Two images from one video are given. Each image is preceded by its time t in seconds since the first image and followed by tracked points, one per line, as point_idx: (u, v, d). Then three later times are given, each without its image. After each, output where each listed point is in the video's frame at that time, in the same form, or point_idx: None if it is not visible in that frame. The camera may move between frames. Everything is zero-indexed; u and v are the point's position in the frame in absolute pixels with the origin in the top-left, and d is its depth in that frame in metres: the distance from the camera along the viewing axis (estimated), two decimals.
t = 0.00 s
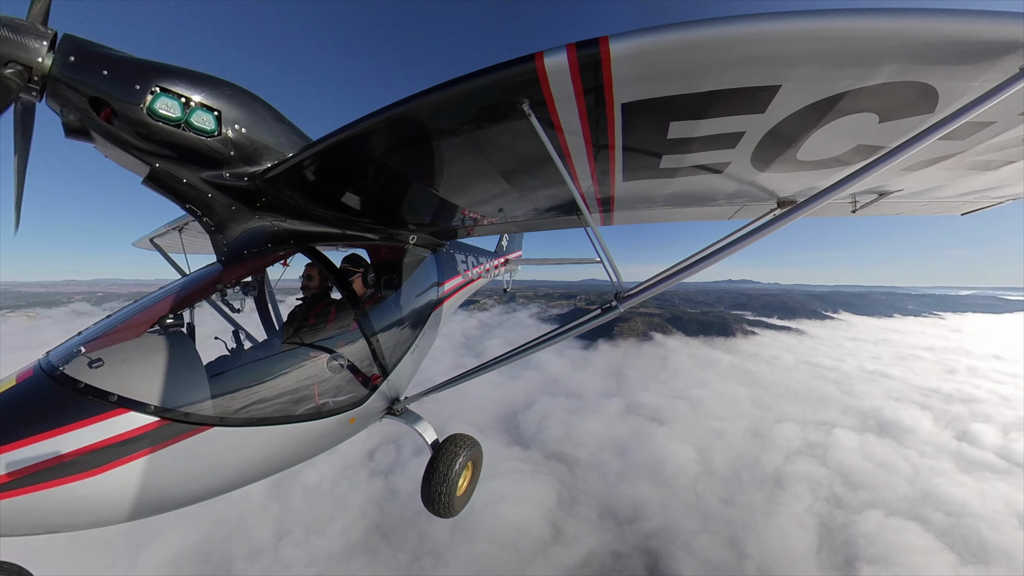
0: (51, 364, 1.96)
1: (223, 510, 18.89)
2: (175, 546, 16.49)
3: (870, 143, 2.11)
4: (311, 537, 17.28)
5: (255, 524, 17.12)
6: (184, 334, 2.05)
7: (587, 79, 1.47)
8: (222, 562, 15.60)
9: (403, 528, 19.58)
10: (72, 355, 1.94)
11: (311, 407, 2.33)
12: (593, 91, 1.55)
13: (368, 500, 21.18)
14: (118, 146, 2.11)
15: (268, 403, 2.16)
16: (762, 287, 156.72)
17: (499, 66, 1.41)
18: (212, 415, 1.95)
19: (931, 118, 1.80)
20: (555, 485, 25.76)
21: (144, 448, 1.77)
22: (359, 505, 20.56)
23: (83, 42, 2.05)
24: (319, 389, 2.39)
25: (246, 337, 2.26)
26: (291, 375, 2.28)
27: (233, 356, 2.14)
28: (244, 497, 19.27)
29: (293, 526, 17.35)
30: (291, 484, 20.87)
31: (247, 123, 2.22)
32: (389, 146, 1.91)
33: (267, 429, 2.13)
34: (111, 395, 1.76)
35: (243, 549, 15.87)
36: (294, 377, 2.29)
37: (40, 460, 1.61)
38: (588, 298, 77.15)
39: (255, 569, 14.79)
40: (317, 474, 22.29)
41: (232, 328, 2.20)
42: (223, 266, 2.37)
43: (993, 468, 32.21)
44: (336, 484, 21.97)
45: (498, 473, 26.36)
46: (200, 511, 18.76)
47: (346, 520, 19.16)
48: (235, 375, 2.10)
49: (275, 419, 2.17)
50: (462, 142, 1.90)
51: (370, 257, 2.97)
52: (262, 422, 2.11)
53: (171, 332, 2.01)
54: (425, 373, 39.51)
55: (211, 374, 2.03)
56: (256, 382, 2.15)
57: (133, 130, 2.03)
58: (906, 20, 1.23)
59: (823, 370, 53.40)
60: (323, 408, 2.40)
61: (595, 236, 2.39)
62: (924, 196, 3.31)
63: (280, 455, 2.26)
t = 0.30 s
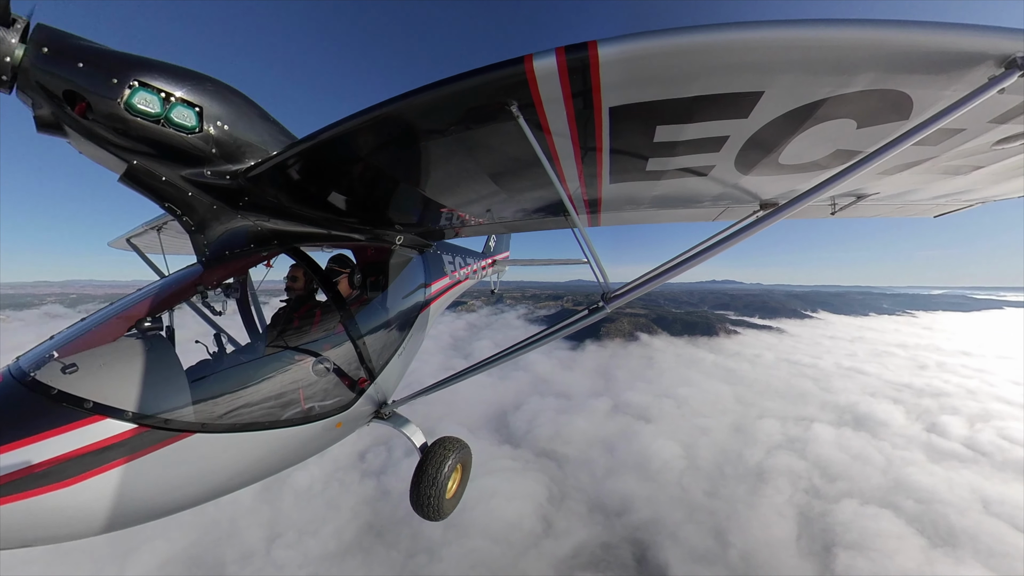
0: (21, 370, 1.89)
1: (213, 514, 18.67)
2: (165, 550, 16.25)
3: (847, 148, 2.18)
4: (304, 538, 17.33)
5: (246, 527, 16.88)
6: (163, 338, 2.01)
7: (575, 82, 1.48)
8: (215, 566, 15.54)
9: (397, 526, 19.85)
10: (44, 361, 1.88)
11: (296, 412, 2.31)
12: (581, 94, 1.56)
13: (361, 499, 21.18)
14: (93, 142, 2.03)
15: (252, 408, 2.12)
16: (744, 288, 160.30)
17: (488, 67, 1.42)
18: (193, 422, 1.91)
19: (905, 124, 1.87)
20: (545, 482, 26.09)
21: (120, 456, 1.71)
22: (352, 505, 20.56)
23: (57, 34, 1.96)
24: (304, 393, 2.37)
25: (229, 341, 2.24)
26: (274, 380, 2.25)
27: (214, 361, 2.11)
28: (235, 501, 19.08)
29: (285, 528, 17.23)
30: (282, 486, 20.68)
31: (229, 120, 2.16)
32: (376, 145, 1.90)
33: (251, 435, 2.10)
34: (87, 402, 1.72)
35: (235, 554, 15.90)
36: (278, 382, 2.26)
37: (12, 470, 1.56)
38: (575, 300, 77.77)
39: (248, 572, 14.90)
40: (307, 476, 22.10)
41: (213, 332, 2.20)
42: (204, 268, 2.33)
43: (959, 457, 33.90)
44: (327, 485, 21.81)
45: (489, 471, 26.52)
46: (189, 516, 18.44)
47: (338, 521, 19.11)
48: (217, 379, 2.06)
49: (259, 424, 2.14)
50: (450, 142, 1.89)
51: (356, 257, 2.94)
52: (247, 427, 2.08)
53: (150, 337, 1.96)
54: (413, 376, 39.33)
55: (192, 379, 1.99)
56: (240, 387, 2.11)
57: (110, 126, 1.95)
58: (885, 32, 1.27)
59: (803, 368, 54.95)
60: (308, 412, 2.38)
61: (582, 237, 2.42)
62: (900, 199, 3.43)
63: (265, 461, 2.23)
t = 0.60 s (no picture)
0: None
1: (200, 520, 18.28)
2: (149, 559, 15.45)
3: (825, 152, 2.24)
4: (295, 540, 17.11)
5: (236, 532, 16.53)
6: (138, 343, 1.95)
7: (561, 84, 1.49)
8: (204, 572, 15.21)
9: (388, 526, 20.02)
10: (10, 368, 1.80)
11: (277, 417, 2.28)
12: (567, 96, 1.57)
13: (351, 501, 21.14)
14: (62, 136, 1.93)
15: (232, 415, 2.10)
16: (725, 288, 163.99)
17: (474, 69, 1.41)
18: (170, 430, 1.87)
19: (879, 131, 1.93)
20: (533, 477, 26.48)
21: (88, 470, 1.66)
22: (343, 507, 20.57)
23: (23, 21, 1.81)
24: (287, 398, 2.35)
25: (208, 345, 2.19)
26: (255, 386, 2.22)
27: (192, 366, 2.07)
28: (224, 507, 18.78)
29: (275, 530, 17.03)
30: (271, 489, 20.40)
31: (209, 116, 2.09)
32: (360, 145, 1.87)
33: (232, 442, 2.06)
34: (55, 411, 1.65)
35: (224, 558, 15.62)
36: (259, 387, 2.23)
37: None
38: (561, 299, 78.40)
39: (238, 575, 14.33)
40: (296, 479, 21.84)
41: (191, 336, 2.13)
42: (181, 270, 2.27)
43: (923, 444, 35.77)
44: (317, 487, 21.63)
45: (479, 467, 26.81)
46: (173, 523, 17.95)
47: (329, 524, 19.10)
48: (195, 386, 2.02)
49: (240, 431, 2.11)
50: (435, 143, 1.89)
51: (340, 258, 2.91)
52: (228, 433, 2.05)
53: (123, 342, 1.91)
54: (400, 377, 39.10)
55: (168, 386, 1.95)
56: (220, 393, 2.09)
57: (82, 122, 1.84)
58: (865, 43, 1.31)
59: (779, 363, 56.58)
60: (290, 417, 2.35)
61: (568, 238, 2.45)
62: (873, 201, 3.55)
63: (248, 467, 2.21)
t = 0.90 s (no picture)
0: None
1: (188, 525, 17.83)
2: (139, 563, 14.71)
3: (806, 156, 2.29)
4: (286, 543, 16.86)
5: (225, 537, 16.20)
6: (115, 346, 1.89)
7: (549, 87, 1.50)
8: None
9: (381, 525, 20.06)
10: None
11: (261, 421, 2.23)
12: (554, 98, 1.58)
13: (342, 502, 21.00)
14: (35, 132, 1.84)
15: (214, 418, 2.05)
16: (708, 289, 167.31)
17: (462, 69, 1.41)
18: (149, 437, 1.81)
19: (857, 136, 1.99)
20: (523, 475, 26.91)
21: (60, 481, 1.58)
22: (334, 507, 20.43)
23: None
24: (270, 402, 2.30)
25: (188, 348, 2.14)
26: (238, 390, 2.17)
27: (172, 371, 2.01)
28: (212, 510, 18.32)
29: (266, 533, 16.75)
30: (260, 491, 20.07)
31: (191, 113, 2.04)
32: (347, 145, 1.85)
33: (215, 448, 2.01)
34: (25, 419, 1.55)
35: (213, 562, 15.25)
36: (243, 391, 2.19)
37: None
38: (548, 301, 78.91)
39: None
40: (285, 482, 21.56)
41: (171, 338, 2.07)
42: (160, 270, 2.20)
43: (896, 436, 37.27)
44: (307, 489, 21.47)
45: (469, 467, 27.01)
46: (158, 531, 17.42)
47: (320, 525, 19.02)
48: (175, 391, 1.97)
49: (222, 437, 2.06)
50: (423, 143, 1.88)
51: (326, 259, 2.88)
52: (211, 439, 2.00)
53: (98, 345, 1.84)
54: (389, 379, 38.82)
55: (147, 392, 1.89)
56: (201, 399, 2.03)
57: (56, 116, 1.77)
58: (843, 51, 1.35)
59: (761, 361, 57.97)
60: (273, 421, 2.31)
61: (556, 239, 2.48)
62: (851, 204, 3.66)
63: (232, 473, 2.16)
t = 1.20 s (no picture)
0: None
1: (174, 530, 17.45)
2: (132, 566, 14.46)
3: (786, 160, 2.36)
4: (278, 545, 16.78)
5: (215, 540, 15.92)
6: (90, 350, 1.81)
7: (537, 88, 1.51)
8: None
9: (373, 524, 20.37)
10: None
11: (246, 426, 2.17)
12: (543, 100, 1.58)
13: (334, 503, 21.03)
14: None
15: (197, 424, 1.99)
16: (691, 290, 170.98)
17: (451, 69, 1.41)
18: (127, 445, 1.74)
19: (836, 141, 2.06)
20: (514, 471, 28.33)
21: (31, 492, 1.50)
22: (325, 509, 20.46)
23: None
24: (254, 406, 2.24)
25: (167, 352, 2.07)
26: (221, 394, 2.10)
27: (151, 375, 1.94)
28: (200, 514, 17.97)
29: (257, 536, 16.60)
30: (249, 495, 19.84)
31: (170, 108, 1.97)
32: (332, 143, 1.82)
33: (197, 456, 1.95)
34: None
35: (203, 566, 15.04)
36: (226, 395, 2.13)
37: None
38: (536, 301, 79.40)
39: None
40: (275, 485, 21.40)
41: (149, 342, 1.99)
42: (138, 271, 2.12)
43: (869, 430, 38.90)
44: (297, 492, 21.45)
45: (460, 465, 27.68)
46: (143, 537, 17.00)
47: (314, 525, 19.10)
48: (154, 396, 1.90)
49: (205, 443, 2.00)
50: (411, 142, 1.86)
51: (311, 259, 2.82)
52: (193, 445, 1.94)
53: (73, 349, 1.76)
54: (376, 381, 38.48)
55: (124, 397, 1.81)
56: (182, 403, 1.97)
57: (24, 107, 1.67)
58: (824, 60, 1.40)
59: (743, 360, 59.52)
60: (257, 426, 2.24)
61: (543, 240, 2.49)
62: (828, 208, 3.79)
63: (215, 480, 2.09)
